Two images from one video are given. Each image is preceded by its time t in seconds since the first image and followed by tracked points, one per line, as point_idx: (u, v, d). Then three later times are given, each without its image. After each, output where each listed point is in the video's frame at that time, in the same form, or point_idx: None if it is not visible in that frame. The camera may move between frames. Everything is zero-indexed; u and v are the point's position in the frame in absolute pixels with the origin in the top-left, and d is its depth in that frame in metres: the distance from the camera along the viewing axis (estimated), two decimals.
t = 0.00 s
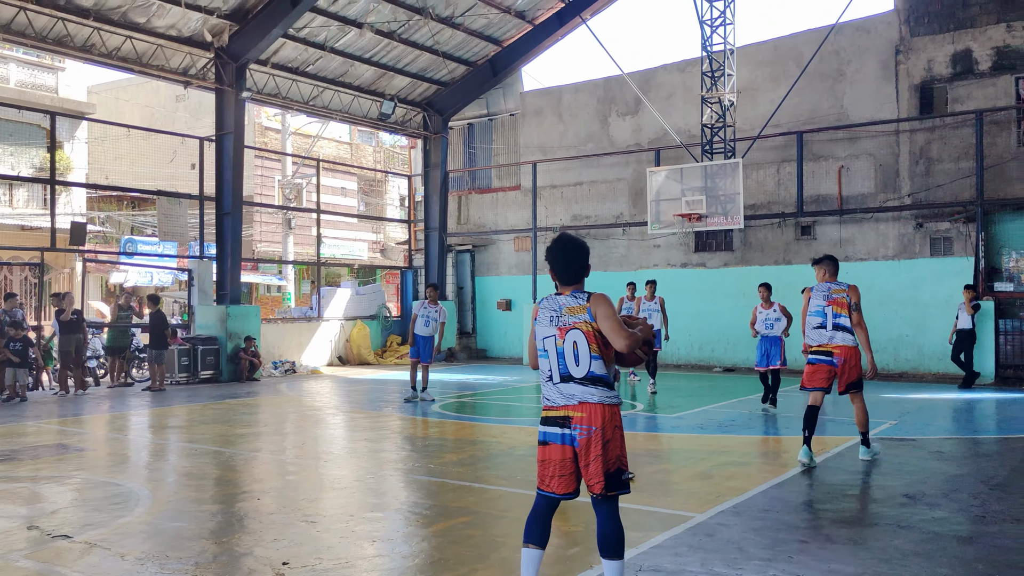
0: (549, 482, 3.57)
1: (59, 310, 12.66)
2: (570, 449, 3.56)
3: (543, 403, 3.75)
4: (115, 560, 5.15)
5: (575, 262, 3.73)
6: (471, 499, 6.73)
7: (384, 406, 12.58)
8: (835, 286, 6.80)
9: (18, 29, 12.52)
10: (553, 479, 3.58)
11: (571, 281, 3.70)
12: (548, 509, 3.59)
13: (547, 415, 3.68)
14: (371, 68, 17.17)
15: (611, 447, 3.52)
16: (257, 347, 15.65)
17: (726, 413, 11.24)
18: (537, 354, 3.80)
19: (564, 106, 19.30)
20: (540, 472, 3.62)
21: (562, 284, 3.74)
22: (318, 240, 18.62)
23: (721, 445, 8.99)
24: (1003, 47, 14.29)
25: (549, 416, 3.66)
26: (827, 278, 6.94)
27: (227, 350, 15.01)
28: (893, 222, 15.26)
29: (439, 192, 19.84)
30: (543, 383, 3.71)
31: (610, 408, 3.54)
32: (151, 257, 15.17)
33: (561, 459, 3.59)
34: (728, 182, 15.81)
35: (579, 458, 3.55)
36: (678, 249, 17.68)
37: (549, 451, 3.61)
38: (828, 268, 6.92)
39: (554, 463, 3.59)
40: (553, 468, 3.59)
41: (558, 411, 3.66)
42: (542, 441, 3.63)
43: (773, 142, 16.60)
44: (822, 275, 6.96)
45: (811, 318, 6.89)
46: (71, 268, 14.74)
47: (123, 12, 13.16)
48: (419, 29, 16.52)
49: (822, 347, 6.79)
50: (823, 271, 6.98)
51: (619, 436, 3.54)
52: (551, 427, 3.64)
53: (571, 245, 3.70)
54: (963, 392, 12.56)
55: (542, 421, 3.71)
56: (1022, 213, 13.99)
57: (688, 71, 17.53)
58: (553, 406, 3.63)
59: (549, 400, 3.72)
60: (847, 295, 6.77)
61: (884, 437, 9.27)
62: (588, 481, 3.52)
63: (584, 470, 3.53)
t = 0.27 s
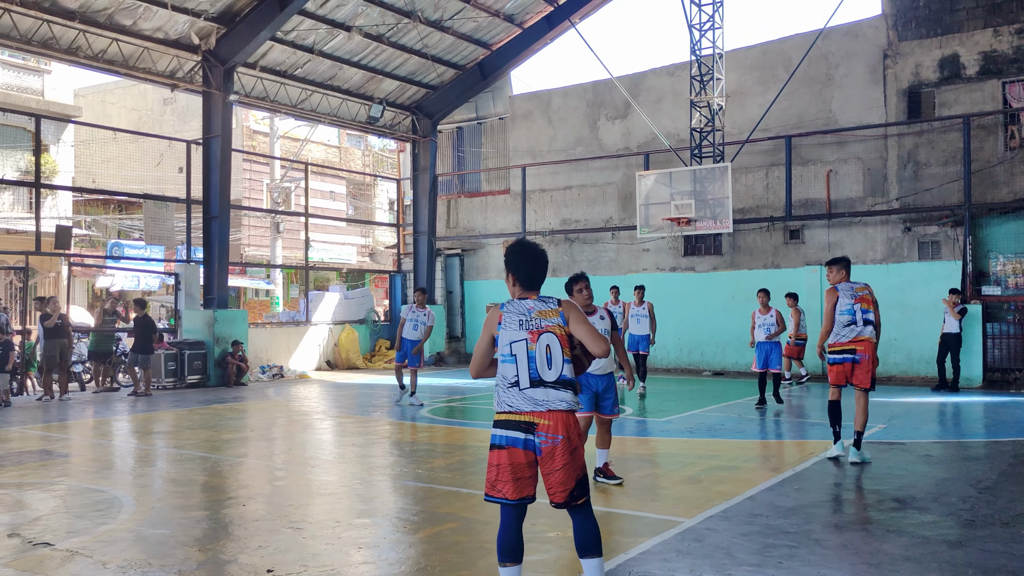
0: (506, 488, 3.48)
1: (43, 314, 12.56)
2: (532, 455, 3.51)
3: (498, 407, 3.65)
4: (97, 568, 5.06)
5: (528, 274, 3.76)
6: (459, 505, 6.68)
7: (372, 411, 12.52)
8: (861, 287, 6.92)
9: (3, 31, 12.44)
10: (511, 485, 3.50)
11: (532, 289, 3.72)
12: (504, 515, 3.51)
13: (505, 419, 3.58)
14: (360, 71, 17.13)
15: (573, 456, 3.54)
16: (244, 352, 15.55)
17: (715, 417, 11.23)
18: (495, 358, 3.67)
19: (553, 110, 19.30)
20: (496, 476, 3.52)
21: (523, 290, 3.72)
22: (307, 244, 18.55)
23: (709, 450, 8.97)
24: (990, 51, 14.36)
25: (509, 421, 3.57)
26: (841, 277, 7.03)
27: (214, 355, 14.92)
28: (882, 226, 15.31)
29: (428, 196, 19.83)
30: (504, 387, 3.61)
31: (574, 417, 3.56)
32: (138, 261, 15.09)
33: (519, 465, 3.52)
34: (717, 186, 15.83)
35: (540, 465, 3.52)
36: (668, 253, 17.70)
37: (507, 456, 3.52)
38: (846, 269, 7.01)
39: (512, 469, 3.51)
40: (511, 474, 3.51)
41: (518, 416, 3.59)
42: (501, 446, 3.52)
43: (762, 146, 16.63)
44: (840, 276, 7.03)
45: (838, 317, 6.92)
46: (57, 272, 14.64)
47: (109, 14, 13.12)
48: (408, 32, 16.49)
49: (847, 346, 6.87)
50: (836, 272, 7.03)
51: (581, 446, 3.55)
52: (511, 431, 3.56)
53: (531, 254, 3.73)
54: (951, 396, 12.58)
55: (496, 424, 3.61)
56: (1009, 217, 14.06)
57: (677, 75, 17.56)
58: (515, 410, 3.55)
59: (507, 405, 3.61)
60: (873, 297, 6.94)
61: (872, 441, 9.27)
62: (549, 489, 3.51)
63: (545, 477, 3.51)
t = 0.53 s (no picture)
0: (495, 494, 3.48)
1: (31, 318, 12.45)
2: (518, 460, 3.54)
3: (475, 409, 3.61)
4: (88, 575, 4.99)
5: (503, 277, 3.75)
6: (453, 509, 6.65)
7: (365, 414, 12.48)
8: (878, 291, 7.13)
9: None
10: (497, 490, 3.50)
11: (509, 291, 3.73)
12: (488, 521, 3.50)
13: (489, 422, 3.55)
14: (352, 72, 17.08)
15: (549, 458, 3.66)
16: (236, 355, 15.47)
17: (708, 419, 11.23)
18: (475, 358, 3.61)
19: (546, 111, 19.29)
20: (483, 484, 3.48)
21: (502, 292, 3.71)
22: (299, 246, 18.48)
23: (702, 452, 8.97)
24: (981, 52, 14.41)
25: (494, 426, 3.54)
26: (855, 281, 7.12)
27: (205, 358, 14.84)
28: (874, 227, 15.36)
29: (420, 198, 19.78)
30: (486, 389, 3.58)
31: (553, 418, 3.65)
32: (129, 264, 15.01)
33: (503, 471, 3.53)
34: (710, 188, 15.85)
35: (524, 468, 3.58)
36: (661, 254, 17.71)
37: (495, 462, 3.50)
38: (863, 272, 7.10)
39: (499, 473, 3.50)
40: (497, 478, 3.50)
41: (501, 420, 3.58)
42: (489, 452, 3.50)
43: (755, 148, 16.64)
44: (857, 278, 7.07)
45: (862, 321, 7.02)
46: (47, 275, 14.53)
47: (99, 15, 13.05)
48: (400, 34, 16.46)
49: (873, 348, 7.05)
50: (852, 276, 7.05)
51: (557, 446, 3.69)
52: (496, 436, 3.54)
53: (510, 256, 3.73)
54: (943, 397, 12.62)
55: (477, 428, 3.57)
56: (1001, 218, 14.11)
57: (669, 76, 17.58)
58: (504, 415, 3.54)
59: (488, 406, 3.59)
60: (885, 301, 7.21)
61: (867, 442, 9.27)
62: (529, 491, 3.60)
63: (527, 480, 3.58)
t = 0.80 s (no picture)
0: (494, 497, 3.47)
1: (21, 321, 12.36)
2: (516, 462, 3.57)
3: (471, 412, 3.58)
4: None
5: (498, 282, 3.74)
6: (448, 512, 6.62)
7: (359, 417, 12.43)
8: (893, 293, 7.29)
9: None
10: (495, 494, 3.51)
11: (504, 296, 3.73)
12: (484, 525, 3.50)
13: (486, 426, 3.54)
14: (344, 74, 17.02)
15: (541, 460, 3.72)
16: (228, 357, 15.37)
17: (703, 420, 11.22)
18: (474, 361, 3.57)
19: (538, 112, 19.28)
20: (483, 487, 3.47)
21: (499, 296, 3.71)
22: (291, 248, 18.41)
23: (697, 453, 8.96)
24: (972, 54, 14.47)
25: (492, 429, 3.53)
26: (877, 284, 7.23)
27: (197, 361, 14.75)
28: (866, 228, 15.40)
29: (413, 200, 19.76)
30: (485, 392, 3.56)
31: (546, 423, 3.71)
32: (120, 267, 14.92)
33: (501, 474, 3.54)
34: (702, 189, 15.86)
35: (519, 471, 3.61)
36: (654, 256, 17.72)
37: (495, 465, 3.50)
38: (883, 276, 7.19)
39: (498, 477, 3.51)
40: (496, 482, 3.51)
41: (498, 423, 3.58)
42: (490, 455, 3.48)
43: (747, 149, 16.67)
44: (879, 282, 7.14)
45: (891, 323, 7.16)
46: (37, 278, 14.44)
47: (89, 16, 12.98)
48: (392, 35, 16.42)
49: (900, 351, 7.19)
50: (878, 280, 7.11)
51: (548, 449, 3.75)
52: (495, 439, 3.54)
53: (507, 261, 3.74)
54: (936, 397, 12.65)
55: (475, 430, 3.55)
56: (993, 219, 14.18)
57: (662, 78, 17.59)
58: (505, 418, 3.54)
59: (484, 409, 3.57)
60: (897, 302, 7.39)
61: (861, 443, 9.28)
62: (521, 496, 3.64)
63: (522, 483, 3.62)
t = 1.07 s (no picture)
0: (499, 491, 3.64)
1: (13, 323, 12.27)
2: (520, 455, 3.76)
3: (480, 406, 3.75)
4: None
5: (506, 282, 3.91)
6: (444, 513, 6.61)
7: (355, 417, 12.41)
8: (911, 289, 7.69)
9: None
10: (501, 486, 3.68)
11: (514, 294, 3.92)
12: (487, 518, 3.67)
13: (494, 420, 3.72)
14: (339, 75, 17.01)
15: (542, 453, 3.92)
16: (224, 358, 15.34)
17: (699, 420, 11.24)
18: (487, 355, 3.76)
19: (534, 113, 19.29)
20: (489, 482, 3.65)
21: (511, 295, 3.89)
22: (287, 250, 18.39)
23: (693, 453, 8.97)
24: (967, 54, 14.51)
25: (499, 423, 3.71)
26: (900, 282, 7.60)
27: (193, 362, 14.71)
28: (861, 228, 15.43)
29: (409, 200, 19.75)
30: (496, 386, 3.75)
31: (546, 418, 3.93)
32: (115, 268, 14.88)
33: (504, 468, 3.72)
34: (698, 189, 15.88)
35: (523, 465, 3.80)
36: (650, 256, 17.73)
37: (500, 460, 3.68)
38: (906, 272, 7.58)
39: (503, 472, 3.69)
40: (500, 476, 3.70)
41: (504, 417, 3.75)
42: (498, 450, 3.66)
43: (743, 149, 16.69)
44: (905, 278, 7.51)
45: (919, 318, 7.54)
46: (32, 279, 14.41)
47: (84, 17, 12.96)
48: (388, 36, 16.42)
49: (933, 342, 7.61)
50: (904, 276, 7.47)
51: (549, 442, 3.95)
52: (502, 434, 3.72)
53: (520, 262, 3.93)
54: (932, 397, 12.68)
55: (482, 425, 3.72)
56: (988, 219, 14.23)
57: (658, 78, 17.59)
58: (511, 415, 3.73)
59: (492, 402, 3.76)
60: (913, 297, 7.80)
61: (857, 442, 9.30)
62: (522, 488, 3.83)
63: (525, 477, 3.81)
